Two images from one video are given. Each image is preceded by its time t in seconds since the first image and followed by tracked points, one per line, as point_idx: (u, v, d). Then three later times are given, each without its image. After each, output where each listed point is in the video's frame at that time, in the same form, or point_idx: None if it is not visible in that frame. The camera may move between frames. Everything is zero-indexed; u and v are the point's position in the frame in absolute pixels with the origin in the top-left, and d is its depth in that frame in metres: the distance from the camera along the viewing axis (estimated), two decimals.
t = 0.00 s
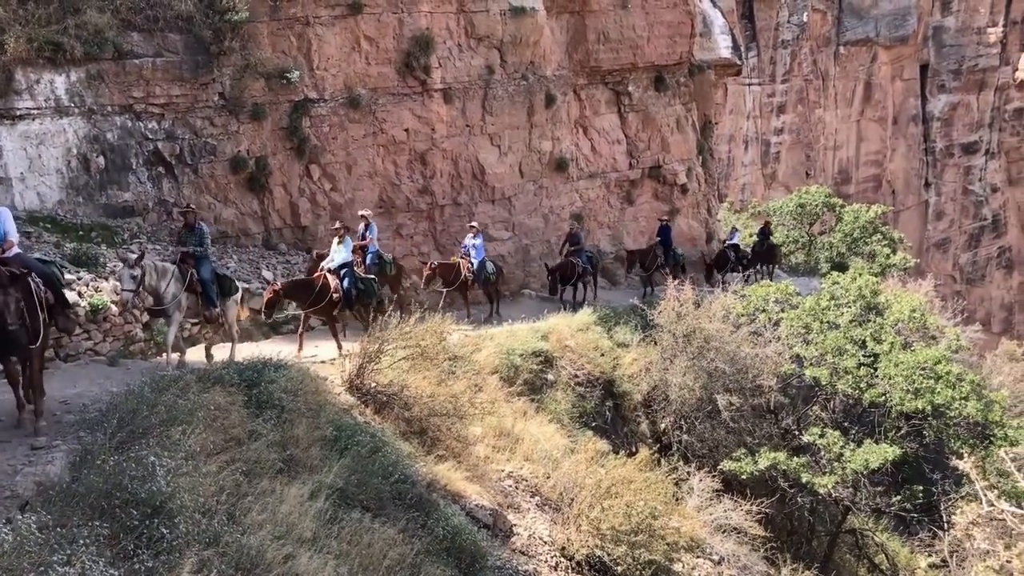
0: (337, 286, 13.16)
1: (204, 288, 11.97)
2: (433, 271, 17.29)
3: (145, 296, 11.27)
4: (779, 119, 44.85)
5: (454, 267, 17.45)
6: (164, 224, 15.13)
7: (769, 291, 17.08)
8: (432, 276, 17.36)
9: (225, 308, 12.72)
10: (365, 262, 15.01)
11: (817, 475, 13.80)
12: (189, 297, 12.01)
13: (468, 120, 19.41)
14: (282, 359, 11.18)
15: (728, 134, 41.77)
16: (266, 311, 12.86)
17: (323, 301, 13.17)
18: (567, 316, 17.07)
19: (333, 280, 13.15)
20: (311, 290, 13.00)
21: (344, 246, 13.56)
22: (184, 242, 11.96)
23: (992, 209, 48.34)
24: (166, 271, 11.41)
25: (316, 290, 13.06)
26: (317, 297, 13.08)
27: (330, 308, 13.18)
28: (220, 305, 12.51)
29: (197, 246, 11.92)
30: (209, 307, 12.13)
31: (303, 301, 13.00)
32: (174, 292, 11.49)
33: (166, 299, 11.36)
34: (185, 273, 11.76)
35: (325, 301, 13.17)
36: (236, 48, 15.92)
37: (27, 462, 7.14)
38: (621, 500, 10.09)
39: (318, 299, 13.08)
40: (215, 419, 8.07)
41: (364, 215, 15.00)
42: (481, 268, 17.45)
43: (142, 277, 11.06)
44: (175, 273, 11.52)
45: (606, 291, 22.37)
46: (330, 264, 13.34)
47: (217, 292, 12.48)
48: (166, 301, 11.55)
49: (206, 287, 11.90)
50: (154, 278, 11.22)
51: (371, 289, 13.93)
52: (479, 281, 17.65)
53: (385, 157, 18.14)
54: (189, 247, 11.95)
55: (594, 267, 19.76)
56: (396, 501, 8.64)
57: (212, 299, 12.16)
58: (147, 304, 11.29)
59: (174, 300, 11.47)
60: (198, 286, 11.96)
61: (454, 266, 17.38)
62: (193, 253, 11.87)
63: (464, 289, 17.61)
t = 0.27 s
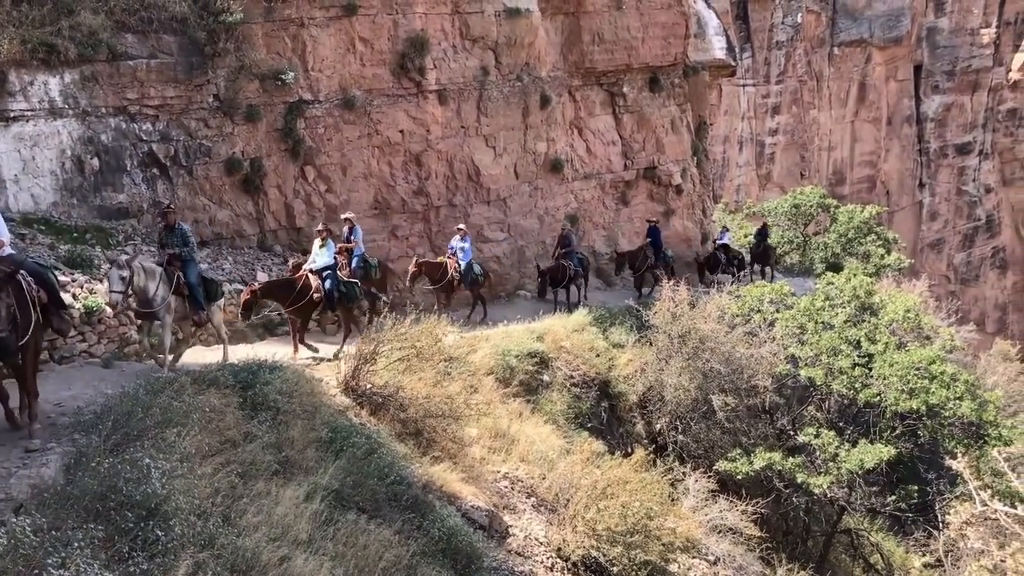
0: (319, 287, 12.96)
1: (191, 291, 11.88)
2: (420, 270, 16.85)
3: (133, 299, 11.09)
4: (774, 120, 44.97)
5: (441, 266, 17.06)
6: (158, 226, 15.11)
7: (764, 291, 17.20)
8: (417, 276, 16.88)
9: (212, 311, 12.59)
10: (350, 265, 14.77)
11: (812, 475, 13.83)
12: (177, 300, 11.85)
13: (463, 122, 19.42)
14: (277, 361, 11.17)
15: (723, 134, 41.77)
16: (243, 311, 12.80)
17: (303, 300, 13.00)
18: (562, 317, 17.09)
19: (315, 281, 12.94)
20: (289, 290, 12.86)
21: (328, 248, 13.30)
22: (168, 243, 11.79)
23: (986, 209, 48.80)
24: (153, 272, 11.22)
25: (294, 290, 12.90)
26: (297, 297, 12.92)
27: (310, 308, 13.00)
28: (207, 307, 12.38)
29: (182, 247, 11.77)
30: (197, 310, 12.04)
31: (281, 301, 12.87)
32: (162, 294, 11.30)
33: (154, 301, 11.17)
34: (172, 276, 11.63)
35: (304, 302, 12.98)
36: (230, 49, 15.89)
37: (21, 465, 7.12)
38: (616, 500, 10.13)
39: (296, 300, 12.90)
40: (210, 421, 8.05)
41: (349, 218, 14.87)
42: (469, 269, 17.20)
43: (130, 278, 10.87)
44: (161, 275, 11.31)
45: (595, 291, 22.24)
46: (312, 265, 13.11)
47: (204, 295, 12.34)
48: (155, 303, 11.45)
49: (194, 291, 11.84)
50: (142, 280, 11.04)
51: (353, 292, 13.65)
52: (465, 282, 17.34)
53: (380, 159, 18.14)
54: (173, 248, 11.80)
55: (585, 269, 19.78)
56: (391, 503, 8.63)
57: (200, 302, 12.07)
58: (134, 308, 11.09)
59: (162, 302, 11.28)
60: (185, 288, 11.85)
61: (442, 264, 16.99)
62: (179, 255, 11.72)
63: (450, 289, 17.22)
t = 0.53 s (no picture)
0: (300, 288, 12.57)
1: (176, 295, 11.91)
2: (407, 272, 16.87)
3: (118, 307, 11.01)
4: (770, 120, 45.31)
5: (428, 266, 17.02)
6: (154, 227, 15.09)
7: (760, 292, 17.27)
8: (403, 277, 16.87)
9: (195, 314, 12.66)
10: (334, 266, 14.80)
11: (808, 475, 13.85)
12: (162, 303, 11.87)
13: (459, 122, 19.42)
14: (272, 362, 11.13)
15: (718, 135, 43.24)
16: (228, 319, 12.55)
17: (284, 304, 12.62)
18: (559, 317, 17.10)
19: (296, 282, 12.58)
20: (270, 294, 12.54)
21: (309, 248, 12.98)
22: (151, 247, 11.75)
23: (981, 209, 48.48)
24: (138, 280, 11.12)
25: (275, 293, 12.58)
26: (278, 300, 12.58)
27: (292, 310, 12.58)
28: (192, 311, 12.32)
29: (166, 252, 11.77)
30: (182, 314, 12.13)
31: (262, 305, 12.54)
32: (147, 301, 11.22)
33: (140, 308, 11.09)
34: (156, 281, 11.51)
35: (286, 305, 12.59)
36: (226, 50, 15.88)
37: (16, 467, 7.11)
38: (613, 501, 10.12)
39: (276, 302, 12.55)
40: (206, 422, 8.04)
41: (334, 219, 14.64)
42: (456, 269, 16.95)
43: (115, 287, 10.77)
44: (146, 282, 11.24)
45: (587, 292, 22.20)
46: (294, 266, 12.79)
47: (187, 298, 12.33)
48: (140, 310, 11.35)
49: (178, 295, 11.87)
50: (126, 288, 10.90)
51: (337, 294, 13.20)
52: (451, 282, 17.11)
53: (377, 160, 18.13)
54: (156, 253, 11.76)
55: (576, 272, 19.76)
56: (387, 504, 8.63)
57: (185, 306, 12.15)
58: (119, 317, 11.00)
59: (148, 308, 11.23)
60: (170, 292, 11.85)
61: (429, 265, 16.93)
62: (163, 259, 11.67)
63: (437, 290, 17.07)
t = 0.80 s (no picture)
0: (287, 287, 12.52)
1: (161, 293, 11.65)
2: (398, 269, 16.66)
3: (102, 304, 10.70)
4: (766, 121, 45.39)
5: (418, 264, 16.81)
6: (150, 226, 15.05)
7: (756, 291, 17.29)
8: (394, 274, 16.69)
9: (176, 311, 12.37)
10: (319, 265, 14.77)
11: (805, 475, 13.87)
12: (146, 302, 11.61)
13: (456, 122, 19.41)
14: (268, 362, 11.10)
15: (716, 134, 43.50)
16: (217, 320, 12.45)
17: (271, 304, 12.50)
18: (556, 317, 17.11)
19: (283, 281, 12.53)
20: (257, 296, 12.44)
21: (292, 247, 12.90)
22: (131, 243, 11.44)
23: (978, 210, 48.98)
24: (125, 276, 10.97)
25: (262, 295, 12.47)
26: (265, 300, 12.46)
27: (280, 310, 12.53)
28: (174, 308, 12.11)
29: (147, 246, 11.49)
30: (167, 312, 11.82)
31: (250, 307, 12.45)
32: (134, 298, 11.10)
33: (128, 305, 10.97)
34: (141, 280, 11.35)
35: (274, 306, 12.53)
36: (223, 49, 15.84)
37: (12, 466, 7.10)
38: (610, 501, 10.10)
39: (264, 303, 12.45)
40: (202, 422, 8.03)
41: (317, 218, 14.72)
42: (445, 268, 16.91)
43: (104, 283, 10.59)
44: (134, 279, 11.12)
45: (583, 291, 22.19)
46: (279, 266, 12.71)
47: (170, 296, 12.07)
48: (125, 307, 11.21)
49: (163, 292, 11.62)
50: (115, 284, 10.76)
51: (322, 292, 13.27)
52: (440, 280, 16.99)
53: (374, 159, 18.11)
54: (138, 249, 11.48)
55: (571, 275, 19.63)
56: (385, 504, 8.62)
57: (170, 303, 11.86)
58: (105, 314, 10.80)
59: (136, 305, 11.12)
60: (155, 290, 11.60)
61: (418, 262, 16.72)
62: (145, 255, 11.43)
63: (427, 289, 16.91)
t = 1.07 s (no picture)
0: (273, 289, 12.52)
1: (151, 290, 11.53)
2: (386, 271, 16.59)
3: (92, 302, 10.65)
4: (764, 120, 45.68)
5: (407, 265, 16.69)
6: (147, 225, 15.04)
7: (754, 291, 17.31)
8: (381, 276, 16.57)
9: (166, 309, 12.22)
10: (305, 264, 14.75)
11: (802, 474, 13.90)
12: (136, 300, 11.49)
13: (453, 121, 19.40)
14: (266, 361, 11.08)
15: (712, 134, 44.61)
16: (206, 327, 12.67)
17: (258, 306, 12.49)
18: (553, 316, 17.16)
19: (269, 283, 12.48)
20: (243, 298, 12.41)
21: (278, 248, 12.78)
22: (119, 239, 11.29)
23: (975, 209, 49.01)
24: (113, 273, 10.87)
25: (249, 295, 12.43)
26: (251, 302, 12.43)
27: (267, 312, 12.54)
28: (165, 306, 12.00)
29: (134, 243, 11.38)
30: (158, 308, 11.68)
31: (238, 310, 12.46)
32: (124, 294, 10.99)
33: (117, 302, 10.87)
34: (131, 274, 11.25)
35: (261, 307, 12.48)
36: (220, 48, 15.81)
37: (10, 466, 7.11)
38: (607, 500, 10.10)
39: (251, 305, 12.43)
40: (200, 422, 8.01)
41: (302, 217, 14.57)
42: (434, 270, 16.75)
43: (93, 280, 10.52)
44: (123, 275, 11.01)
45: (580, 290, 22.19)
46: (265, 267, 12.60)
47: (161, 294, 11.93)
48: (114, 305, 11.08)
49: (154, 288, 11.51)
50: (103, 282, 10.67)
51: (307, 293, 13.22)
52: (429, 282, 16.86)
53: (371, 158, 18.10)
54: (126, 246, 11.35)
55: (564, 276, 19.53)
56: (382, 503, 8.60)
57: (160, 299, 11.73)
58: (94, 312, 10.70)
59: (125, 301, 11.01)
60: (145, 288, 11.49)
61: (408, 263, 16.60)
62: (134, 252, 11.31)
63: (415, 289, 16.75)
